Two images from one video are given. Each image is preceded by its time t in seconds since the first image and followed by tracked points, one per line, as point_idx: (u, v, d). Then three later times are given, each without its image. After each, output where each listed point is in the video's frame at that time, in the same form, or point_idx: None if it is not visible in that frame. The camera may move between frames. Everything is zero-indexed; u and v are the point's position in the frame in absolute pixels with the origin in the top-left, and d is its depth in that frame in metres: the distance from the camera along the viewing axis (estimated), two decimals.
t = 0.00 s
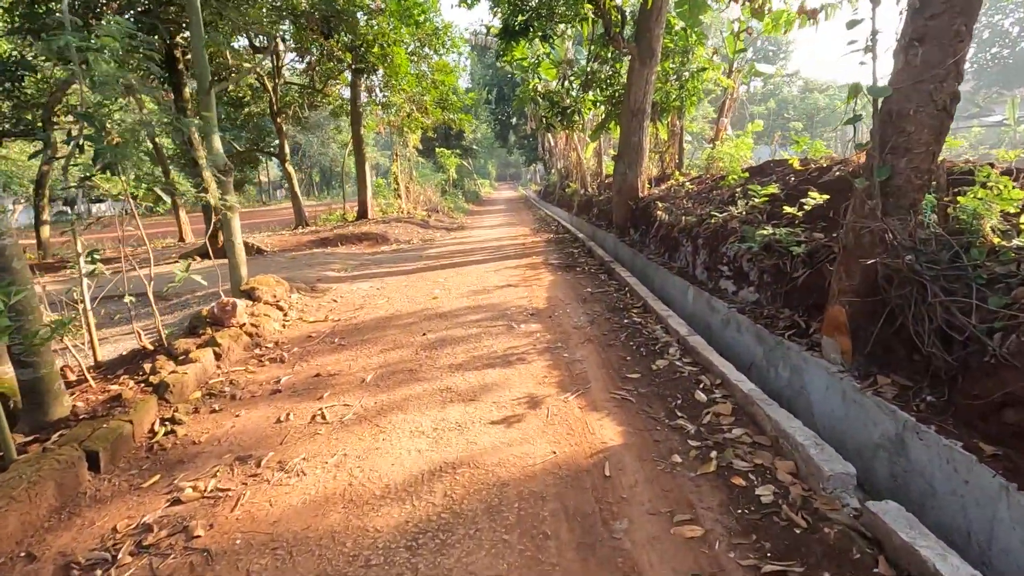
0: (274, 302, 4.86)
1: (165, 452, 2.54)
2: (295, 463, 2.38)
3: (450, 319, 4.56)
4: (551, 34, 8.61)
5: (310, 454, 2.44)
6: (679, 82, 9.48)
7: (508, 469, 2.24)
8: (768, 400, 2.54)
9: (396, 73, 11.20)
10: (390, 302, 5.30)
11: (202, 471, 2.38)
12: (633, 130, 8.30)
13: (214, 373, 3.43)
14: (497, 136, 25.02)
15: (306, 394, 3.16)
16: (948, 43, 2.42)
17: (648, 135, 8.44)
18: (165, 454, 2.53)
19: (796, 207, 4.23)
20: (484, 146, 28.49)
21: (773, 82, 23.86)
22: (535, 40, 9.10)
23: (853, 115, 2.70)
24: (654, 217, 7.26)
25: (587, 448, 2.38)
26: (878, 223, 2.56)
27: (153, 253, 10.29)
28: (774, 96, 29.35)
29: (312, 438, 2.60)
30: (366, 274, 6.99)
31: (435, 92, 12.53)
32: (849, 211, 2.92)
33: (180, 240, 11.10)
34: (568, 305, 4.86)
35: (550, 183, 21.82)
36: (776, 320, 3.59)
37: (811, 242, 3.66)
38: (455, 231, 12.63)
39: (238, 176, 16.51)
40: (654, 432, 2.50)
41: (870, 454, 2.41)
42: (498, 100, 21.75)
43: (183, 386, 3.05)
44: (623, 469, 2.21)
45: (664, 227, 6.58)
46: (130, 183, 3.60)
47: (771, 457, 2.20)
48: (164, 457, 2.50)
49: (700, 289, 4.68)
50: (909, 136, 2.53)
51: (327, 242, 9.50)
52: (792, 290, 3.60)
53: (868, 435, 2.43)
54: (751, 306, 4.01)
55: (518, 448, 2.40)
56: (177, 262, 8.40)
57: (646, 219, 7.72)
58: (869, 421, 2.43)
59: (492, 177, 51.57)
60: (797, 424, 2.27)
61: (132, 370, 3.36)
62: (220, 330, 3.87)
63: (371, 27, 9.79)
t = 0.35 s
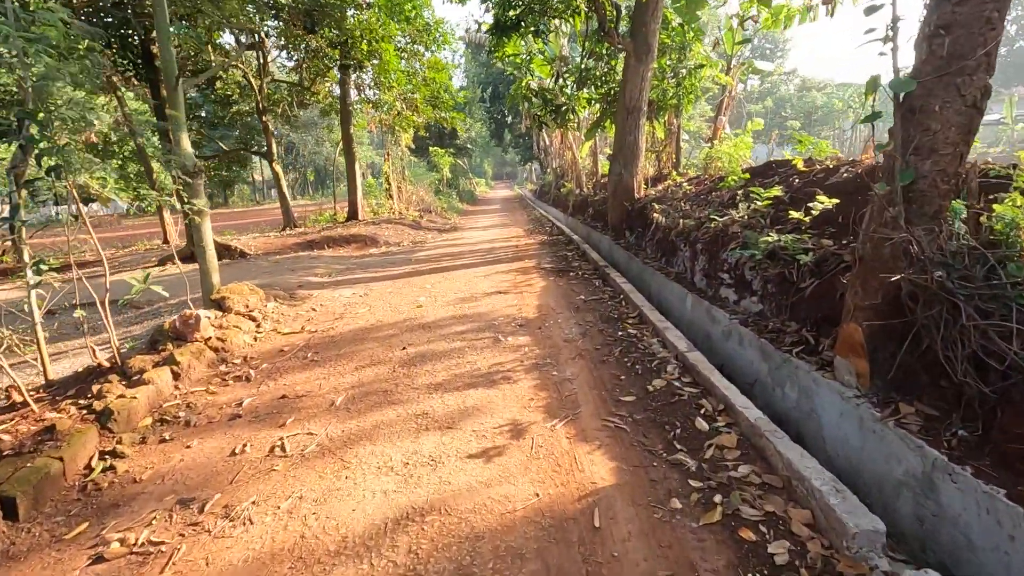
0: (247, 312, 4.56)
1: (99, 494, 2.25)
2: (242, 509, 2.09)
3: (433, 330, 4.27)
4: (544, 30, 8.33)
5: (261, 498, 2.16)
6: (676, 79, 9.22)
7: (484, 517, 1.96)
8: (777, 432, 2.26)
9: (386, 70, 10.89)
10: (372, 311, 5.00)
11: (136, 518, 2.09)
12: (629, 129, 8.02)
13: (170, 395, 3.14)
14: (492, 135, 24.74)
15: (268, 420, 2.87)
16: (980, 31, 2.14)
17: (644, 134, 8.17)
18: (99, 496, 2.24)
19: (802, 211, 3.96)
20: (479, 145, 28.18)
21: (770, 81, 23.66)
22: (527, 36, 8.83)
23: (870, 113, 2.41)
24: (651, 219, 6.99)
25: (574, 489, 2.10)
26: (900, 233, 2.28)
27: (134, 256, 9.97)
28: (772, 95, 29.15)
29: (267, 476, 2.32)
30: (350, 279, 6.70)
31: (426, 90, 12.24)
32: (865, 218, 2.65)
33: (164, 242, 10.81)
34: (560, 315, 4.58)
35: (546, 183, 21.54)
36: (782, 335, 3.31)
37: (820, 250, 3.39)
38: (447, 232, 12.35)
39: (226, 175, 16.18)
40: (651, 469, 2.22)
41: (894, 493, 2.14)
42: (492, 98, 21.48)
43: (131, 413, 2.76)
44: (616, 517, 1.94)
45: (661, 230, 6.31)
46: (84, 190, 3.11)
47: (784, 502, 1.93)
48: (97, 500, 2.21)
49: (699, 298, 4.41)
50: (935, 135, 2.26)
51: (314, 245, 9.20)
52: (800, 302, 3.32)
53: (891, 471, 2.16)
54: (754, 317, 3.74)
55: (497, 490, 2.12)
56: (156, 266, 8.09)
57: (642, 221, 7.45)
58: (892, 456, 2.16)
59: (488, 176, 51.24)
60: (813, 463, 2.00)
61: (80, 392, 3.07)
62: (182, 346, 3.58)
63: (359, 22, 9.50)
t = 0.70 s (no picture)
0: (227, 318, 4.30)
1: (41, 533, 1.98)
2: (202, 553, 1.83)
3: (426, 337, 4.02)
4: (541, 22, 8.06)
5: (225, 538, 1.90)
6: (677, 73, 8.95)
7: (478, 563, 1.70)
8: (808, 459, 2.01)
9: (379, 65, 10.60)
10: (362, 316, 4.74)
11: (80, 563, 1.83)
12: (629, 124, 7.76)
13: (137, 413, 2.88)
14: (488, 132, 24.45)
15: (241, 440, 2.61)
16: None
17: (645, 130, 7.91)
18: (42, 534, 1.98)
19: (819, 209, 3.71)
20: (475, 143, 27.89)
21: (770, 76, 23.41)
22: (524, 29, 8.56)
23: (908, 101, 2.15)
24: (652, 218, 6.75)
25: (581, 528, 1.85)
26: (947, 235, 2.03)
27: (120, 257, 9.68)
28: (771, 91, 28.93)
29: (234, 511, 2.06)
30: (341, 281, 6.42)
31: (420, 85, 11.95)
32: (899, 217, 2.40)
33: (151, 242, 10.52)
34: (560, 320, 4.32)
35: (543, 180, 21.27)
36: (803, 344, 3.07)
37: (842, 252, 3.14)
38: (442, 231, 12.08)
39: (217, 174, 15.86)
40: (667, 502, 1.97)
41: (942, 529, 1.89)
42: (489, 95, 21.20)
43: (89, 435, 2.50)
44: (630, 563, 1.68)
45: (665, 229, 6.05)
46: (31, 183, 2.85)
47: (824, 545, 1.68)
48: (38, 540, 1.94)
49: (708, 301, 4.16)
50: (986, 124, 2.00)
51: (305, 245, 8.91)
52: (821, 308, 3.08)
53: (939, 504, 1.91)
54: (769, 324, 3.49)
55: (494, 530, 1.86)
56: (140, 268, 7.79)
57: (643, 220, 7.20)
58: (940, 486, 1.92)
59: (485, 174, 50.91)
60: (855, 499, 1.75)
61: (36, 411, 2.80)
62: (152, 358, 3.31)
63: (350, 14, 9.21)
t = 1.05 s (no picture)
0: (206, 328, 4.05)
1: None
2: None
3: (416, 349, 3.76)
4: (540, 16, 7.80)
5: None
6: (681, 69, 8.68)
7: None
8: (845, 504, 1.75)
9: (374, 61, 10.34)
10: (351, 324, 4.48)
11: None
12: (632, 122, 7.49)
13: (95, 438, 2.63)
14: (487, 131, 24.19)
15: (206, 471, 2.36)
16: None
17: (648, 128, 7.65)
18: None
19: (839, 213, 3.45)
20: (474, 142, 27.65)
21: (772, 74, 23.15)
22: (522, 23, 8.31)
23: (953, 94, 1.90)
24: (656, 220, 6.49)
25: None
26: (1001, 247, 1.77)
27: (108, 259, 9.44)
28: (773, 89, 28.62)
29: (186, 562, 1.80)
30: (331, 286, 6.17)
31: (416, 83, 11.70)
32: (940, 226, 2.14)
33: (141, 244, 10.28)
34: (559, 330, 4.06)
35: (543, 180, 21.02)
36: (825, 361, 2.81)
37: (867, 260, 2.88)
38: (440, 232, 11.83)
39: (212, 175, 15.62)
40: (682, 555, 1.71)
41: None
42: (489, 94, 20.92)
43: (35, 467, 2.25)
44: None
45: (670, 232, 5.79)
46: None
47: None
48: None
49: (717, 311, 3.90)
50: None
51: (297, 247, 8.66)
52: (845, 322, 2.82)
53: (996, 557, 1.66)
54: (786, 338, 3.23)
55: None
56: (125, 272, 7.55)
57: (647, 221, 6.94)
58: (997, 538, 1.66)
59: (485, 174, 50.64)
60: (904, 559, 1.50)
61: None
62: (118, 375, 3.07)
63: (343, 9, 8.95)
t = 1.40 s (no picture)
0: (184, 336, 3.76)
1: None
2: None
3: (409, 360, 3.47)
4: (542, 7, 7.49)
5: None
6: (686, 64, 8.40)
7: None
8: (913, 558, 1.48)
9: (370, 56, 10.07)
10: (341, 331, 4.20)
11: None
12: (637, 118, 7.21)
13: (45, 464, 2.34)
14: (487, 130, 23.92)
15: (167, 505, 2.07)
16: None
17: (654, 124, 7.37)
18: None
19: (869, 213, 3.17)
20: (474, 140, 27.38)
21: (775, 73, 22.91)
22: (523, 16, 8.01)
23: None
24: (663, 220, 6.22)
25: None
26: None
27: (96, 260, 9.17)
28: (775, 88, 28.38)
29: None
30: (323, 289, 5.88)
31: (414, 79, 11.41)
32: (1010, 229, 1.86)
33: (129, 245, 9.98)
34: (564, 338, 3.78)
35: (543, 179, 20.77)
36: (862, 377, 2.53)
37: (909, 265, 2.60)
38: (438, 232, 11.55)
39: (206, 173, 15.34)
40: None
41: None
42: (489, 92, 20.66)
43: None
44: None
45: (679, 232, 5.51)
46: None
47: None
48: None
49: (736, 319, 3.62)
50: None
51: (289, 247, 8.37)
52: (886, 334, 2.54)
53: None
54: (814, 349, 2.94)
55: None
56: (110, 273, 7.26)
57: (653, 221, 6.66)
58: None
59: (484, 174, 50.44)
60: None
61: None
62: (77, 391, 2.77)
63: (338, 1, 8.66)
